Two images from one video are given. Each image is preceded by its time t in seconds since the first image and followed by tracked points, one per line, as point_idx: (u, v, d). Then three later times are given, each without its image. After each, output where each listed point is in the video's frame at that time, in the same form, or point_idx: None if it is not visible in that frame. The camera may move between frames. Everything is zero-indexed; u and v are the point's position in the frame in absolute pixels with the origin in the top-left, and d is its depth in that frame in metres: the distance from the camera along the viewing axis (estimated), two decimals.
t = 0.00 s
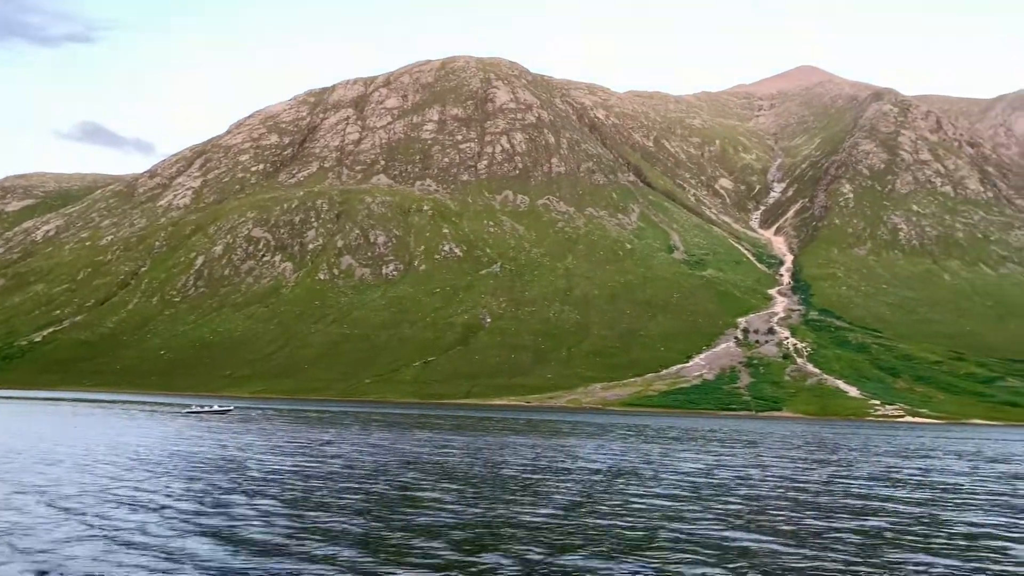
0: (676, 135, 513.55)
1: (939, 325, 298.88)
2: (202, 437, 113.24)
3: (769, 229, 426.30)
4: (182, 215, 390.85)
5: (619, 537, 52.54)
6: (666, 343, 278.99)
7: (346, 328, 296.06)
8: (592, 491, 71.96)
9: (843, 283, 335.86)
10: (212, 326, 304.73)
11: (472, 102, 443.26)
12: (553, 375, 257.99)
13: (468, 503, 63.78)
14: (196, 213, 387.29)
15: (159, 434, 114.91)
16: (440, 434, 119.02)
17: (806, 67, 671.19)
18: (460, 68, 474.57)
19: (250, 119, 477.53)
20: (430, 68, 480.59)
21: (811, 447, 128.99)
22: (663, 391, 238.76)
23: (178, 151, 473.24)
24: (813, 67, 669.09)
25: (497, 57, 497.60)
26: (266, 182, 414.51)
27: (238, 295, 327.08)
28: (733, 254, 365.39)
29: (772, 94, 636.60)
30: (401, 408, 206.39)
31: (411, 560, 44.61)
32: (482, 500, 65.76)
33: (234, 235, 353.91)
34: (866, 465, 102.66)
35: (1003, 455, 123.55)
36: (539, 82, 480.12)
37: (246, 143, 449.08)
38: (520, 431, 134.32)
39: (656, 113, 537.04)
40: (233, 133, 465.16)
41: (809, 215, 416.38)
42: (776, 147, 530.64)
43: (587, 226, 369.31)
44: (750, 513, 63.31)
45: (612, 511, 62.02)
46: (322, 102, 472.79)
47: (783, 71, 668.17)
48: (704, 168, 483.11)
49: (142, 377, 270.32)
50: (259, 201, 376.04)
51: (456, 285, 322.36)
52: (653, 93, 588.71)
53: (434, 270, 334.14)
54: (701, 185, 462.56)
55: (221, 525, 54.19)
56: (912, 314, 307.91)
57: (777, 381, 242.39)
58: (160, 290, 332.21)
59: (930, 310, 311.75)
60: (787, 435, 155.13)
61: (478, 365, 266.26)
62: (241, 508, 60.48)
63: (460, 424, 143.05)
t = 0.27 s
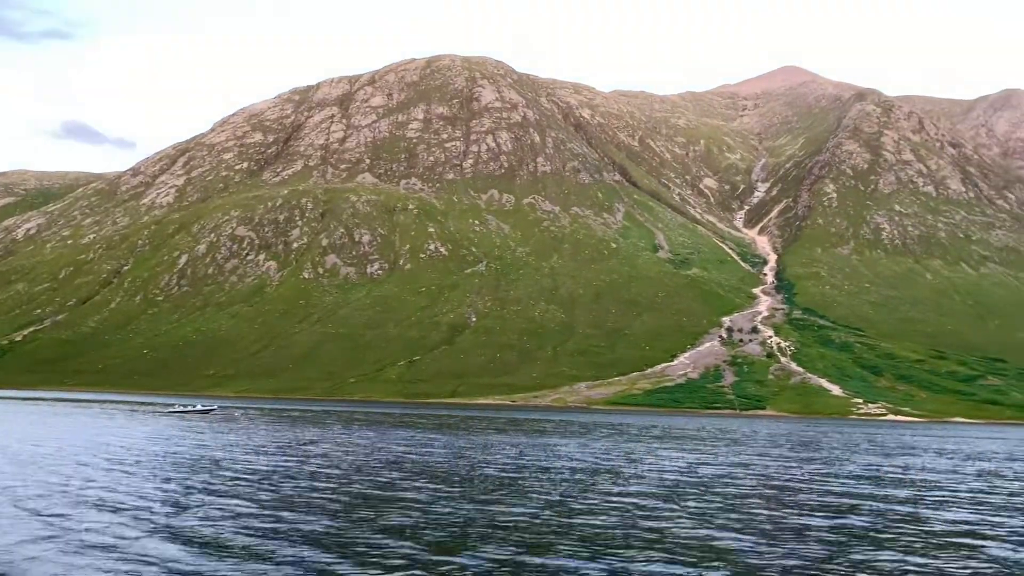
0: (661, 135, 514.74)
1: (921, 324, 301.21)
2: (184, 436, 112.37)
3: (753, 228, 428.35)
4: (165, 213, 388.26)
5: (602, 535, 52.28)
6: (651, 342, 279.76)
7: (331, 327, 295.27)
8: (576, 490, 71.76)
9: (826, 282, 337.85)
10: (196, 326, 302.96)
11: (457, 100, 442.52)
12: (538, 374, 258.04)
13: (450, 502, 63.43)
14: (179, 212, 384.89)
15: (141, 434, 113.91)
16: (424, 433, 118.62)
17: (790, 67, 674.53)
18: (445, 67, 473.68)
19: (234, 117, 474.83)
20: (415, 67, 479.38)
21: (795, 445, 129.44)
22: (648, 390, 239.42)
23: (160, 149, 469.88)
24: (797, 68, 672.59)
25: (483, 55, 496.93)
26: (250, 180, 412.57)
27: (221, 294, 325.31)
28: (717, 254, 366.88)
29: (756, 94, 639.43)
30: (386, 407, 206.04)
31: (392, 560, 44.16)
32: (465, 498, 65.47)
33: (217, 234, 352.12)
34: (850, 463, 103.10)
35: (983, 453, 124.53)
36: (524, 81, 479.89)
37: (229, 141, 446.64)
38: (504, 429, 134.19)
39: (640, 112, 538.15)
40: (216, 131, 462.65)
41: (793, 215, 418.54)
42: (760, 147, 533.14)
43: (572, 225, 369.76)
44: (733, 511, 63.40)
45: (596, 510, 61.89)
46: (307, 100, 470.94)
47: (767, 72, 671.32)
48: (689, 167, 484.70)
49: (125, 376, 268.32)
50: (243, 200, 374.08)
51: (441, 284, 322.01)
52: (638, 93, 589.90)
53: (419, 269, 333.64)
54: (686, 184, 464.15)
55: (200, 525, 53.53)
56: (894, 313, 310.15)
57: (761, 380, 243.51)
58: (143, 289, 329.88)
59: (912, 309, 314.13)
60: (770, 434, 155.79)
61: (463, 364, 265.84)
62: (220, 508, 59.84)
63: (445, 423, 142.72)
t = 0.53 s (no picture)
0: (647, 134, 515.60)
1: (904, 322, 303.26)
2: (169, 436, 111.80)
3: (738, 227, 429.99)
4: (148, 212, 385.47)
5: (588, 535, 52.27)
6: (637, 340, 280.18)
7: (317, 326, 294.05)
8: (562, 488, 71.79)
9: (810, 281, 339.51)
10: (180, 325, 301.09)
11: (443, 99, 441.53)
12: (524, 373, 257.77)
13: (437, 501, 63.22)
14: (163, 211, 382.22)
15: (124, 435, 113.19)
16: (410, 432, 118.47)
17: (775, 67, 677.03)
18: (431, 66, 472.56)
19: (218, 115, 471.96)
20: (400, 65, 477.88)
21: (780, 442, 130.09)
22: (634, 388, 239.77)
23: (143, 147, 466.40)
24: (781, 67, 675.29)
25: (468, 54, 495.91)
26: (235, 179, 410.19)
27: (205, 294, 323.38)
28: (703, 253, 368.04)
29: (741, 94, 641.72)
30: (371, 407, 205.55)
31: (378, 561, 43.95)
32: (452, 498, 65.30)
33: (201, 233, 349.79)
34: (833, 460, 103.82)
35: (965, 450, 125.46)
36: (510, 80, 479.42)
37: (213, 140, 443.89)
38: (491, 428, 134.16)
39: (626, 112, 538.81)
40: (200, 130, 459.68)
41: (777, 214, 420.36)
42: (745, 147, 535.19)
43: (558, 224, 369.81)
44: (720, 508, 63.83)
45: (583, 508, 62.17)
46: (291, 98, 468.71)
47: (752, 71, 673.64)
48: (674, 166, 485.91)
49: (108, 376, 266.07)
50: (227, 199, 371.95)
51: (427, 283, 321.29)
52: (623, 92, 590.61)
53: (404, 268, 332.84)
54: (671, 183, 465.23)
55: (185, 526, 53.19)
56: (878, 312, 312.10)
57: (746, 378, 244.55)
58: (126, 288, 327.37)
59: (896, 308, 316.21)
60: (755, 431, 156.44)
61: (449, 363, 265.31)
62: (206, 509, 59.53)
63: (431, 423, 142.51)
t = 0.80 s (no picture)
0: (632, 133, 516.90)
1: (886, 320, 305.67)
2: (152, 436, 111.41)
3: (722, 226, 432.05)
4: (131, 211, 382.82)
5: (572, 534, 52.47)
6: (622, 339, 280.95)
7: (301, 326, 293.13)
8: (547, 487, 72.03)
9: (793, 280, 341.55)
10: (162, 325, 299.25)
11: (428, 98, 440.90)
12: (510, 372, 257.89)
13: (420, 501, 63.25)
14: (146, 210, 379.73)
15: (106, 435, 112.74)
16: (394, 431, 118.60)
17: (760, 66, 680.46)
18: (415, 64, 471.61)
19: (201, 114, 469.26)
20: (385, 64, 476.71)
21: (762, 440, 130.97)
22: (619, 387, 240.56)
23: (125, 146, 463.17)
24: (765, 67, 678.71)
25: (453, 53, 495.21)
26: (218, 177, 408.15)
27: (189, 293, 321.66)
28: (687, 251, 369.59)
29: (725, 93, 644.65)
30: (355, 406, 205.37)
31: (360, 563, 43.93)
32: (436, 498, 65.38)
33: (184, 232, 347.82)
34: (814, 458, 104.75)
35: (945, 446, 126.81)
36: (495, 79, 479.22)
37: (197, 138, 441.41)
38: (475, 427, 134.38)
39: (611, 111, 539.91)
40: (183, 128, 456.96)
41: (761, 213, 422.59)
42: (729, 146, 537.83)
43: (543, 223, 370.22)
44: (700, 506, 64.45)
45: (564, 506, 62.64)
46: (275, 97, 466.81)
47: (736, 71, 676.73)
48: (659, 166, 487.53)
49: (90, 377, 264.09)
50: (210, 197, 370.02)
51: (411, 283, 320.89)
52: (608, 91, 591.79)
53: (389, 267, 332.30)
54: (656, 183, 466.78)
55: (168, 528, 53.08)
56: (860, 310, 314.42)
57: (730, 376, 246.01)
58: (108, 288, 325.09)
59: (878, 306, 318.64)
60: (738, 428, 157.40)
61: (435, 363, 264.95)
62: (189, 510, 59.48)
63: (416, 422, 142.58)
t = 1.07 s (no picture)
0: (614, 133, 518.38)
1: (865, 320, 308.58)
2: (132, 437, 110.79)
3: (703, 226, 434.42)
4: (110, 210, 379.64)
5: (553, 533, 52.61)
6: (604, 338, 281.85)
7: (283, 325, 292.05)
8: (528, 486, 72.17)
9: (773, 279, 344.01)
10: (142, 325, 296.99)
11: (410, 97, 440.01)
12: (492, 372, 257.99)
13: (401, 501, 63.16)
14: (125, 208, 376.68)
15: (85, 436, 111.94)
16: (376, 431, 118.52)
17: (741, 67, 684.82)
18: (398, 63, 470.67)
19: (181, 112, 466.01)
20: (367, 63, 475.32)
21: (743, 439, 131.81)
22: (601, 386, 241.33)
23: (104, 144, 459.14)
24: (746, 68, 683.03)
25: (436, 52, 494.52)
26: (198, 176, 405.58)
27: (169, 292, 319.49)
28: (669, 251, 371.40)
29: (707, 94, 648.27)
30: (337, 406, 204.94)
31: (341, 563, 43.78)
32: (417, 498, 65.32)
33: (164, 231, 345.45)
34: (794, 457, 105.57)
35: (922, 445, 128.30)
36: (478, 78, 479.05)
37: (177, 137, 438.43)
38: (457, 427, 134.49)
39: (594, 111, 541.30)
40: (163, 126, 453.75)
41: (742, 213, 425.33)
42: (710, 147, 540.92)
43: (526, 222, 370.64)
44: (679, 505, 64.90)
45: (545, 506, 62.90)
46: (256, 95, 464.50)
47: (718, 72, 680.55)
48: (641, 166, 489.46)
49: (69, 377, 261.62)
50: (191, 196, 367.66)
51: (394, 282, 320.37)
52: (590, 91, 593.51)
53: (371, 267, 331.64)
54: (638, 183, 468.57)
55: (146, 529, 52.66)
56: (840, 310, 317.25)
57: (711, 375, 247.55)
58: (87, 287, 322.29)
59: (858, 306, 321.43)
60: (719, 427, 158.46)
61: (417, 362, 264.80)
62: (168, 509, 59.32)
63: (398, 422, 142.47)
